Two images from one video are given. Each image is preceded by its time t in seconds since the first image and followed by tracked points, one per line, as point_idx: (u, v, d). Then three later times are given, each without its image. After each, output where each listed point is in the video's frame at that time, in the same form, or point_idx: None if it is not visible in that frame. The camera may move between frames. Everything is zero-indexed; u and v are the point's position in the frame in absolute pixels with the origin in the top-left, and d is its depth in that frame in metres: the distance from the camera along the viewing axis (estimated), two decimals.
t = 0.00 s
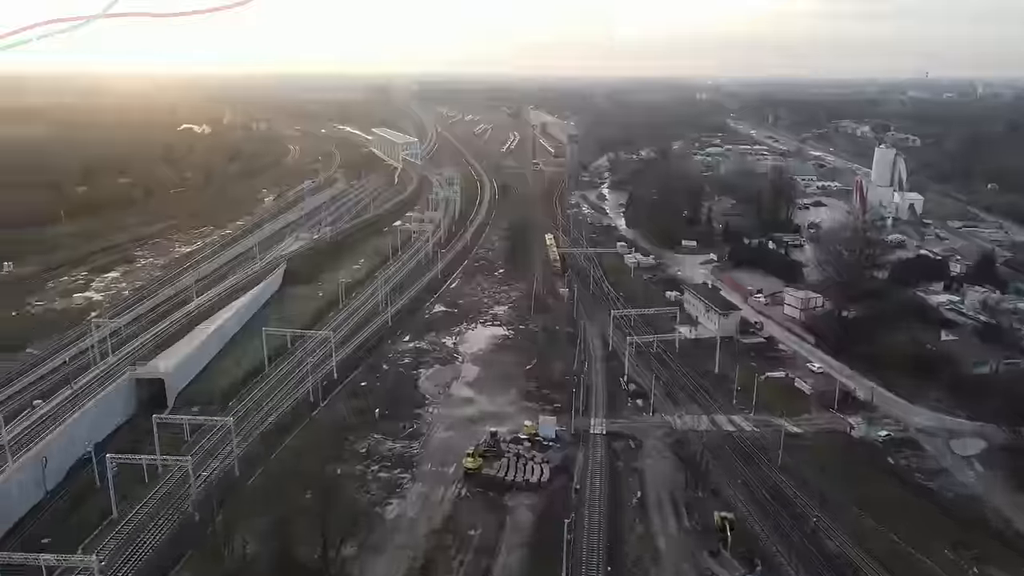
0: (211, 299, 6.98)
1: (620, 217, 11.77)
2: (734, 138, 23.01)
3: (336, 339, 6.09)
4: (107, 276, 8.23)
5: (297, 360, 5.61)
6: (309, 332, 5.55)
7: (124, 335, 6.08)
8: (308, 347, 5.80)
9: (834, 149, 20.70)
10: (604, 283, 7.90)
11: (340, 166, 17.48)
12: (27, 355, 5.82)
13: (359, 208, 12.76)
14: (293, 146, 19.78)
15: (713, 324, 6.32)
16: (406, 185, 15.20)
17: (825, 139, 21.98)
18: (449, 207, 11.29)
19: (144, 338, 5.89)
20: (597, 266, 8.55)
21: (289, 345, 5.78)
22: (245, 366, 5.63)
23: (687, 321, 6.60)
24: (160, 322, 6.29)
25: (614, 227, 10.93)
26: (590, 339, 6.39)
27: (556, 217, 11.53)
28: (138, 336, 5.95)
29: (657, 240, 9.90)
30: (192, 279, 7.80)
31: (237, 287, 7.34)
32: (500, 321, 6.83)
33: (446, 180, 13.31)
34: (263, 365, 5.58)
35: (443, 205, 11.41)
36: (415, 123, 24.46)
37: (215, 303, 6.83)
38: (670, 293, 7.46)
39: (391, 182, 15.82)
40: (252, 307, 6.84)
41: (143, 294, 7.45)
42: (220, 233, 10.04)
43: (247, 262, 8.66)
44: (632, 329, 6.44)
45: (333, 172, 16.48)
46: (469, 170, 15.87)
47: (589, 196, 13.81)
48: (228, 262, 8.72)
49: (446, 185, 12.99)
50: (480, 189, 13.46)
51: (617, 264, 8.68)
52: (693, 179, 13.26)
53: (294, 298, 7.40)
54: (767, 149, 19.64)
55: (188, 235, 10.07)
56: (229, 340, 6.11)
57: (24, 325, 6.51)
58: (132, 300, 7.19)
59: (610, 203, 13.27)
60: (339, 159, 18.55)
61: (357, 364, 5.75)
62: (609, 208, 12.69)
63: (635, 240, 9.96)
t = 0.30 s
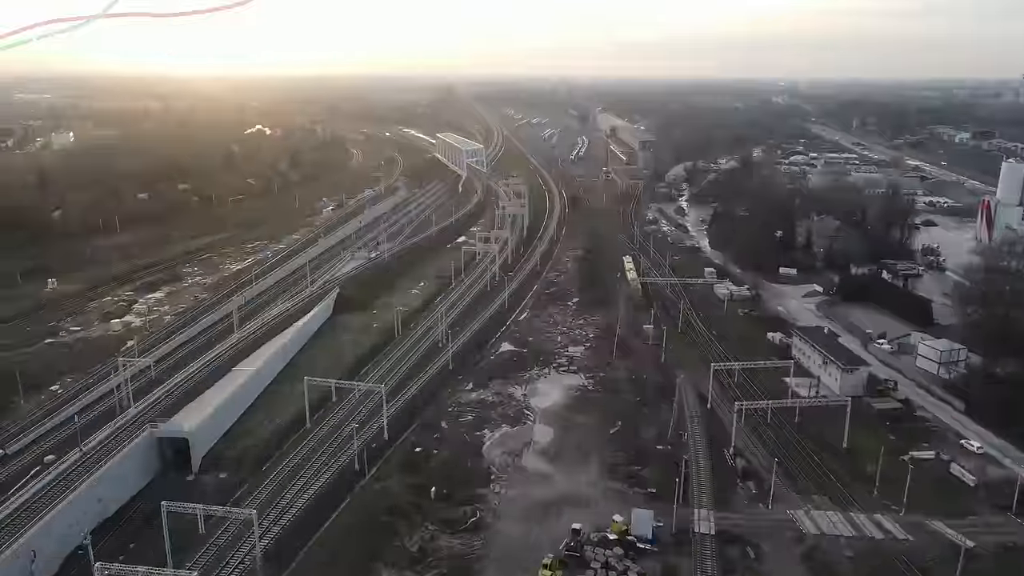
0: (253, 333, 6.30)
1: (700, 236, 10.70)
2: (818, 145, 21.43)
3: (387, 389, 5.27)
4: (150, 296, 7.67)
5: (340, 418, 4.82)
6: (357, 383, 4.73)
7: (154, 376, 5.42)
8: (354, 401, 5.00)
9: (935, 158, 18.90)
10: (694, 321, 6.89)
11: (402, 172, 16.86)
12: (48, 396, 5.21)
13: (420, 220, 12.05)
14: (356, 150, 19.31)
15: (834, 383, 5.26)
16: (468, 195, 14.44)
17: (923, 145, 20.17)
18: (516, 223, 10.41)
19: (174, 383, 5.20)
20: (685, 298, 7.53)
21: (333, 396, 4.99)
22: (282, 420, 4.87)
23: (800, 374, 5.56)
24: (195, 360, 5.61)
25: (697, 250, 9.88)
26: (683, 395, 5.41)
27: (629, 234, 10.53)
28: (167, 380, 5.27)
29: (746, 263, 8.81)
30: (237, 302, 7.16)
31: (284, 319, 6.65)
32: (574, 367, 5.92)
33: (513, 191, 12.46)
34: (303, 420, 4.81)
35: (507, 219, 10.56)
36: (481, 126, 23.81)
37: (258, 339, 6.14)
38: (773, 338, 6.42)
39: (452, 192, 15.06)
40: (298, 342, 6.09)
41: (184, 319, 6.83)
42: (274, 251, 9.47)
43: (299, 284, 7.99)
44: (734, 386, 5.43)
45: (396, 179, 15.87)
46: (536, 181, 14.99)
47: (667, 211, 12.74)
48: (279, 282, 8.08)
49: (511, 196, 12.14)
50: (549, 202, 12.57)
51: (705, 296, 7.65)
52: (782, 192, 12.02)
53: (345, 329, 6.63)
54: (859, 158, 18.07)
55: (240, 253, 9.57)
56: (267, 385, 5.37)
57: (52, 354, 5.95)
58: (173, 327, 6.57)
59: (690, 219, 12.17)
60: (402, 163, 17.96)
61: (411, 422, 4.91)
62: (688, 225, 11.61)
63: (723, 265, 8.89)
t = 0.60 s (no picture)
0: (265, 368, 5.59)
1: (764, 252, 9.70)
2: (880, 150, 20.08)
3: (412, 446, 4.51)
4: (161, 319, 7.06)
5: (356, 486, 4.07)
6: (375, 446, 3.97)
7: (148, 423, 4.74)
8: (372, 464, 4.24)
9: (1011, 167, 17.46)
10: (767, 359, 5.99)
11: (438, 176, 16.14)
12: (29, 442, 4.58)
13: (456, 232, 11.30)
14: (391, 153, 18.67)
15: (951, 450, 4.33)
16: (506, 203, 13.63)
17: (997, 152, 18.69)
18: (559, 236, 9.59)
19: (169, 435, 4.51)
20: (753, 329, 6.63)
21: (348, 458, 4.24)
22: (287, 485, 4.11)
23: (904, 436, 4.64)
24: (196, 405, 4.92)
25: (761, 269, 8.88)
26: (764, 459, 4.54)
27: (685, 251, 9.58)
28: (162, 431, 4.59)
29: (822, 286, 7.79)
30: (252, 327, 6.49)
31: (300, 351, 5.94)
32: (631, 417, 5.07)
33: (556, 201, 11.63)
34: (312, 487, 4.06)
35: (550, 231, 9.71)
36: (520, 129, 22.99)
37: (269, 377, 5.43)
38: (863, 383, 5.48)
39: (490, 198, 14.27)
40: (313, 381, 5.36)
41: (192, 346, 6.19)
42: (298, 265, 8.82)
43: (322, 306, 7.30)
44: (826, 449, 4.54)
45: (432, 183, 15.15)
46: (579, 188, 14.13)
47: (721, 223, 11.77)
48: (300, 302, 7.41)
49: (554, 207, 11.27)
50: (594, 213, 11.71)
51: (776, 327, 6.72)
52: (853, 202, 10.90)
53: (368, 363, 5.89)
54: (927, 166, 16.77)
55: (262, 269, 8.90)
56: (275, 437, 4.64)
57: (43, 389, 5.34)
58: (179, 356, 5.91)
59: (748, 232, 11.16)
60: (438, 168, 17.24)
61: (440, 491, 4.12)
62: (747, 239, 10.61)
63: (794, 289, 7.93)
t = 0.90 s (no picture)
0: (272, 391, 5.26)
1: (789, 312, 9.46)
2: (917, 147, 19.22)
3: (426, 483, 4.12)
4: (166, 332, 6.75)
5: (364, 531, 3.68)
6: (384, 488, 3.58)
7: (142, 454, 4.40)
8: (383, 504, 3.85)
9: None
10: (812, 384, 5.54)
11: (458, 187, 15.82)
12: (15, 471, 4.26)
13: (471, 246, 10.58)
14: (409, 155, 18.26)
15: None
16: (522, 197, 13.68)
17: None
18: (583, 244, 9.18)
19: (162, 470, 4.19)
20: (794, 351, 6.16)
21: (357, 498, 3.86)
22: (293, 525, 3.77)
23: (975, 478, 4.17)
24: (193, 435, 4.59)
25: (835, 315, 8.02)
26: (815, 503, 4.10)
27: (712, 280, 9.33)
28: (156, 463, 4.26)
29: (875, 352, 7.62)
30: (260, 342, 6.16)
31: (309, 372, 5.59)
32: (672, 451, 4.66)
33: (579, 206, 11.16)
34: (317, 531, 3.69)
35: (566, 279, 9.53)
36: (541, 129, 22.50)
37: (275, 404, 5.09)
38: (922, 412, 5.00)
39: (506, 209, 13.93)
40: (322, 406, 4.99)
41: (195, 362, 5.85)
42: (311, 275, 8.50)
43: (337, 320, 6.99)
44: (886, 493, 4.09)
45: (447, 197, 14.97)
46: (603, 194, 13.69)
47: (751, 230, 11.30)
48: (311, 315, 7.07)
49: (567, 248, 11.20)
50: (619, 219, 11.29)
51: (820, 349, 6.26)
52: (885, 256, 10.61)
53: (380, 384, 5.51)
54: (966, 168, 15.99)
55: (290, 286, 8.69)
56: (279, 470, 4.28)
57: (36, 409, 5.02)
58: (181, 374, 5.59)
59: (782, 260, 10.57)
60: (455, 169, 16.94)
61: (457, 537, 3.73)
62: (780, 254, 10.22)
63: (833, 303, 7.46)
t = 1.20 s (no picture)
0: (271, 407, 5.18)
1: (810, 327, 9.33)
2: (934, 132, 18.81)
3: (434, 506, 3.97)
4: (168, 341, 6.69)
5: (369, 559, 3.50)
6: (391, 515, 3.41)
7: (135, 476, 4.33)
8: (387, 529, 3.68)
9: None
10: (833, 398, 5.37)
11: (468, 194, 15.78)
12: (3, 490, 4.16)
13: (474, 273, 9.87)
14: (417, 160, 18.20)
15: None
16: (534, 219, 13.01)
17: None
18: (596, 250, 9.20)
19: (153, 495, 4.12)
20: (812, 360, 6.01)
21: (362, 524, 3.69)
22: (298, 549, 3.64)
23: None
24: (187, 457, 4.52)
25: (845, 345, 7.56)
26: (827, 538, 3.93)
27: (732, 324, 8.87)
28: (146, 488, 4.20)
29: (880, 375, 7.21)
30: (260, 354, 6.09)
31: (312, 386, 5.48)
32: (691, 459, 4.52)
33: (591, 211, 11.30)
34: (319, 559, 3.53)
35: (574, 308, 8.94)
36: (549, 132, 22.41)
37: (275, 420, 5.01)
38: (951, 430, 4.75)
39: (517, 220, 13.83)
40: (324, 424, 4.88)
41: (197, 373, 5.77)
42: (316, 279, 8.42)
43: (337, 326, 6.89)
44: (925, 523, 3.90)
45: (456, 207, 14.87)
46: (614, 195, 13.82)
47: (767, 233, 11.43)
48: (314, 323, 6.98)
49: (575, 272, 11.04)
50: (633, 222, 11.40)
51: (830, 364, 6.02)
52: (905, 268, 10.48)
53: (386, 399, 5.38)
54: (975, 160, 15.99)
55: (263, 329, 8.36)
56: (277, 491, 4.17)
57: (26, 425, 4.92)
58: (180, 387, 5.51)
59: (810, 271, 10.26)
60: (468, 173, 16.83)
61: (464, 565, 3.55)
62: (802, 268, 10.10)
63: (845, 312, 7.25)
